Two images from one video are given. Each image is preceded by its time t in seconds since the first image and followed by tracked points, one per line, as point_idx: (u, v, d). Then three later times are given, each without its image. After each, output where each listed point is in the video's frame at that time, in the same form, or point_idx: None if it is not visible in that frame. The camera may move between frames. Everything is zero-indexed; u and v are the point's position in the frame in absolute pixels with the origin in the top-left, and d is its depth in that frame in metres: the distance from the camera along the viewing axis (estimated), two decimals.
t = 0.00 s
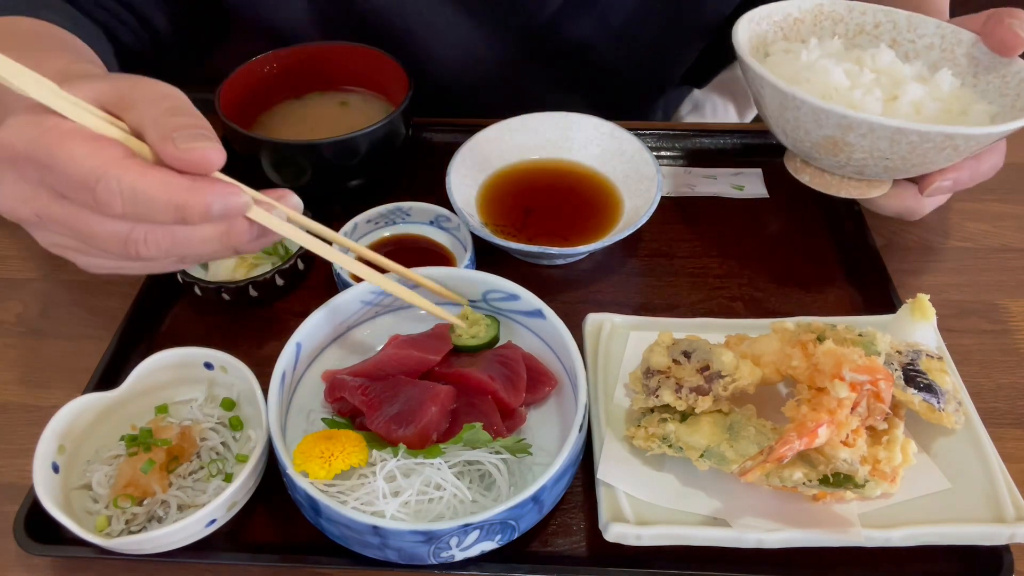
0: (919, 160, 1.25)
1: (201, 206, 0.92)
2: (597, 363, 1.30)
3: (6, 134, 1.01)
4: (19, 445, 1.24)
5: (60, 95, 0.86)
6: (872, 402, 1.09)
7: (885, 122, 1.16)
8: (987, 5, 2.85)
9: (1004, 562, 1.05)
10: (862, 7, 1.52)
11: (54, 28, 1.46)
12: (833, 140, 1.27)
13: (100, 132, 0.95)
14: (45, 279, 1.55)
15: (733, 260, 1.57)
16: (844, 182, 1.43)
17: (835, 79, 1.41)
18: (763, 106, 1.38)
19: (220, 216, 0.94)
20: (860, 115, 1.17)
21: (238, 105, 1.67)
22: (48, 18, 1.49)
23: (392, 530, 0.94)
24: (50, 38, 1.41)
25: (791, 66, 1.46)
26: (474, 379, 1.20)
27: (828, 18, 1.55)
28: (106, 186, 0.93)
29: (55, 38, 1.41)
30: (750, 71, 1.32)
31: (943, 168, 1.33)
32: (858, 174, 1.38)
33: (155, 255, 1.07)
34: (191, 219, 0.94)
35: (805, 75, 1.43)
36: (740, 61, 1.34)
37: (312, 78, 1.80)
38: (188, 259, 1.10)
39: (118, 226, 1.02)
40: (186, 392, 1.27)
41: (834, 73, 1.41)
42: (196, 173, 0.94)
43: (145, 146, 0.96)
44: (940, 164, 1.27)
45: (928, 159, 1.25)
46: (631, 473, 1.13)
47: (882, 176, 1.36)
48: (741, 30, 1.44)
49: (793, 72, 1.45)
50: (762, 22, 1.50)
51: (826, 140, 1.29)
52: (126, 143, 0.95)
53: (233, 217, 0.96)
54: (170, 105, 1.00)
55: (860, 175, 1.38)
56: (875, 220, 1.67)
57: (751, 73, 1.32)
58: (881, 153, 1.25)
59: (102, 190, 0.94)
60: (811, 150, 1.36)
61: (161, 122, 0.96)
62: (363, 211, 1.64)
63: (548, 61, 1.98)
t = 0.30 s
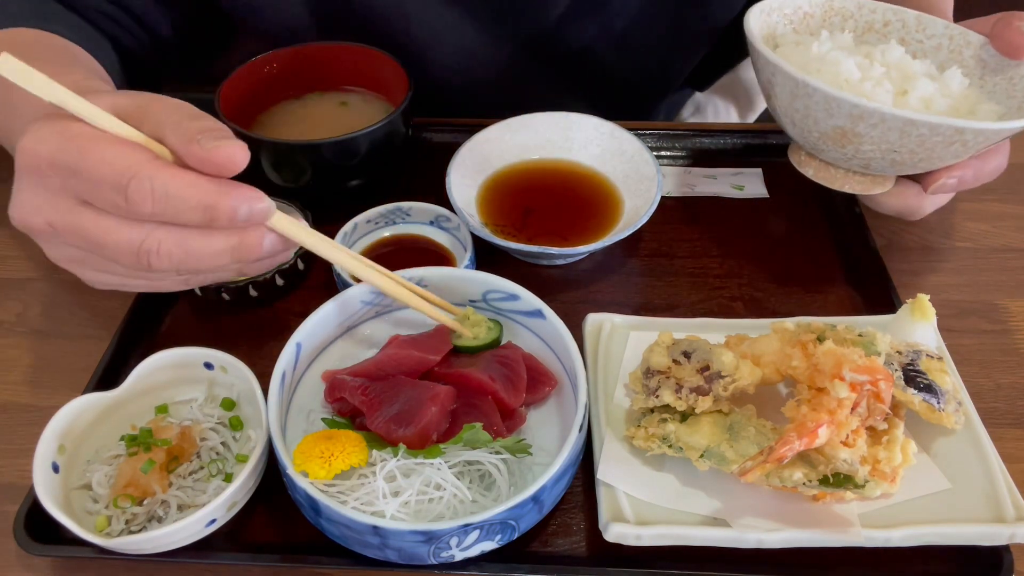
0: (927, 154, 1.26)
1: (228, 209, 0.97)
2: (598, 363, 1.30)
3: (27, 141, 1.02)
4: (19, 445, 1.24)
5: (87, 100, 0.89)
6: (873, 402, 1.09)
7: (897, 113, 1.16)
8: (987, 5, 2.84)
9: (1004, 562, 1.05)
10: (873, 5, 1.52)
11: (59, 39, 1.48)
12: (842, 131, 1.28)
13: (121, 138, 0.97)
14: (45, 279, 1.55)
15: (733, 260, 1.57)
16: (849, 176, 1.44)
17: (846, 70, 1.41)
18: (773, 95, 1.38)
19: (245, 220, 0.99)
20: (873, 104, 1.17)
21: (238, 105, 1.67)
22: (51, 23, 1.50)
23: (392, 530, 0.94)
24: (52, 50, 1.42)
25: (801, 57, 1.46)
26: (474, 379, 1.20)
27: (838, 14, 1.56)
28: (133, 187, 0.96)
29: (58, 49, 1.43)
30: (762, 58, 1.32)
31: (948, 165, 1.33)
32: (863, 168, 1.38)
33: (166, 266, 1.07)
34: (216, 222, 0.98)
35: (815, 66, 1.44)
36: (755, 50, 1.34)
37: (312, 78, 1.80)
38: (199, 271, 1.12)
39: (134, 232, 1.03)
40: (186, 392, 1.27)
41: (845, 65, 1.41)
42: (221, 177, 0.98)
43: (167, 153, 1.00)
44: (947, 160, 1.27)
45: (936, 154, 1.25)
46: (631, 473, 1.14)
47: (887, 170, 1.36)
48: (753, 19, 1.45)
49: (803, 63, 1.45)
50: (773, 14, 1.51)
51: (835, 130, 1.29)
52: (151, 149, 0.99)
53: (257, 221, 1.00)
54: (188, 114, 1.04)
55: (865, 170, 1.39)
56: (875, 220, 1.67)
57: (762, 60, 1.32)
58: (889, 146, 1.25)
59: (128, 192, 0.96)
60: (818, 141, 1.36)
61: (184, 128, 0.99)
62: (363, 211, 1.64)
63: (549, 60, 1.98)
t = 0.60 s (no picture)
0: (925, 150, 1.26)
1: (214, 210, 0.95)
2: (598, 363, 1.30)
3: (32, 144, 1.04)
4: (19, 445, 1.24)
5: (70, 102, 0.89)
6: (873, 402, 1.09)
7: (895, 107, 1.16)
8: (985, 7, 2.85)
9: (1004, 562, 1.05)
10: (872, 4, 1.52)
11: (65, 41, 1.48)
12: (840, 126, 1.28)
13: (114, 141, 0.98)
14: (45, 279, 1.55)
15: (732, 260, 1.57)
16: (848, 173, 1.45)
17: (844, 67, 1.41)
18: (771, 91, 1.38)
19: (232, 223, 0.96)
20: (871, 99, 1.17)
21: (239, 105, 1.67)
22: (54, 24, 1.50)
23: (392, 530, 0.94)
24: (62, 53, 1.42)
25: (800, 54, 1.47)
26: (474, 379, 1.20)
27: (837, 13, 1.56)
28: (125, 188, 0.96)
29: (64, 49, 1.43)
30: (759, 54, 1.33)
31: (945, 162, 1.33)
32: (862, 165, 1.39)
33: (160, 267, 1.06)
34: (203, 223, 0.96)
35: (814, 63, 1.44)
36: (752, 46, 1.34)
37: (312, 79, 1.80)
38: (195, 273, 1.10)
39: (129, 234, 1.03)
40: (187, 392, 1.27)
41: (843, 62, 1.41)
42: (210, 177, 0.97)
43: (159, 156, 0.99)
44: (945, 156, 1.27)
45: (934, 149, 1.25)
46: (631, 473, 1.14)
47: (886, 167, 1.36)
48: (752, 16, 1.45)
49: (802, 60, 1.46)
50: (771, 12, 1.51)
51: (833, 126, 1.29)
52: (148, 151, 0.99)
53: (245, 224, 0.97)
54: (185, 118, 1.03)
55: (863, 166, 1.39)
56: (875, 220, 1.67)
57: (760, 55, 1.33)
58: (887, 140, 1.25)
59: (120, 192, 0.96)
60: (816, 137, 1.36)
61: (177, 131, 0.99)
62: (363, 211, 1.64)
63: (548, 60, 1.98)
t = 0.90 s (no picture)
0: (922, 146, 1.25)
1: (97, 112, 1.02)
2: (598, 363, 1.30)
3: None
4: (19, 445, 1.24)
5: None
6: (873, 403, 1.09)
7: (892, 102, 1.16)
8: (984, 8, 2.85)
9: (1005, 562, 1.05)
10: (871, 4, 1.53)
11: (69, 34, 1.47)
12: (838, 121, 1.27)
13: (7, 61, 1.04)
14: (46, 279, 1.55)
15: (732, 260, 1.57)
16: (846, 169, 1.45)
17: (843, 63, 1.41)
18: (769, 86, 1.38)
19: (120, 124, 1.04)
20: (868, 94, 1.17)
21: (239, 105, 1.67)
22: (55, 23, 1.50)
23: (392, 530, 0.94)
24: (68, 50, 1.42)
25: (798, 50, 1.46)
26: (474, 379, 1.20)
27: (836, 12, 1.56)
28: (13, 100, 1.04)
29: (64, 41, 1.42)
30: (757, 49, 1.32)
31: (943, 158, 1.33)
32: (860, 161, 1.38)
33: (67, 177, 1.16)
34: (89, 126, 1.04)
35: (812, 59, 1.44)
36: (750, 40, 1.34)
37: (312, 78, 1.80)
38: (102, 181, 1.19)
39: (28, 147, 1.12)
40: (186, 391, 1.27)
41: (842, 58, 1.41)
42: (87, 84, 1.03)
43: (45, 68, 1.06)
44: (943, 152, 1.27)
45: (931, 145, 1.25)
46: (631, 473, 1.14)
47: (883, 163, 1.36)
48: (751, 13, 1.45)
49: (801, 56, 1.45)
50: (770, 9, 1.51)
51: (831, 121, 1.28)
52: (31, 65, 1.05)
53: (132, 125, 1.04)
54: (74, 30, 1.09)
55: (862, 162, 1.39)
56: (875, 220, 1.67)
57: (758, 51, 1.33)
58: (884, 136, 1.25)
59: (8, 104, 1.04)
60: (814, 133, 1.36)
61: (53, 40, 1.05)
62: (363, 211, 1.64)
63: (548, 61, 1.98)
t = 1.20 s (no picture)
0: (923, 141, 1.25)
1: (173, 161, 1.06)
2: (597, 363, 1.30)
3: (10, 92, 1.08)
4: (19, 444, 1.24)
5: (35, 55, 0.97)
6: (873, 402, 1.09)
7: (892, 95, 1.16)
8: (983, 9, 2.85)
9: (1005, 562, 1.05)
10: (871, 3, 1.53)
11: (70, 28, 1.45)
12: (838, 117, 1.27)
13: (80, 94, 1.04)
14: (46, 279, 1.55)
15: (732, 260, 1.57)
16: (846, 166, 1.44)
17: (843, 60, 1.41)
18: (769, 83, 1.38)
19: (190, 172, 1.09)
20: (868, 88, 1.17)
21: (239, 106, 1.68)
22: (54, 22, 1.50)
23: (392, 530, 0.94)
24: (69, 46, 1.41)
25: (798, 48, 1.46)
26: (474, 379, 1.20)
27: (836, 11, 1.56)
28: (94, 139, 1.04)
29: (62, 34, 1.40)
30: (757, 45, 1.33)
31: (944, 155, 1.33)
32: (860, 158, 1.38)
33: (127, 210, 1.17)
34: (163, 172, 1.07)
35: (813, 56, 1.44)
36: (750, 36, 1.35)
37: (312, 78, 1.80)
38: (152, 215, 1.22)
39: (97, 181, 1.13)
40: (187, 392, 1.27)
41: (842, 55, 1.41)
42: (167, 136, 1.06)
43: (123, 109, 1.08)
44: (943, 148, 1.27)
45: (932, 141, 1.25)
46: (631, 473, 1.14)
47: (884, 159, 1.35)
48: (751, 10, 1.45)
49: (801, 53, 1.45)
50: (770, 8, 1.51)
51: (832, 116, 1.28)
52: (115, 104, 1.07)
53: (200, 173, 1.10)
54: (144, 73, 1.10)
55: (862, 159, 1.39)
56: (875, 220, 1.67)
57: (758, 47, 1.33)
58: (885, 131, 1.25)
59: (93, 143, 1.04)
60: (815, 129, 1.36)
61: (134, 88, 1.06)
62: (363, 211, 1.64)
63: (547, 60, 1.98)
